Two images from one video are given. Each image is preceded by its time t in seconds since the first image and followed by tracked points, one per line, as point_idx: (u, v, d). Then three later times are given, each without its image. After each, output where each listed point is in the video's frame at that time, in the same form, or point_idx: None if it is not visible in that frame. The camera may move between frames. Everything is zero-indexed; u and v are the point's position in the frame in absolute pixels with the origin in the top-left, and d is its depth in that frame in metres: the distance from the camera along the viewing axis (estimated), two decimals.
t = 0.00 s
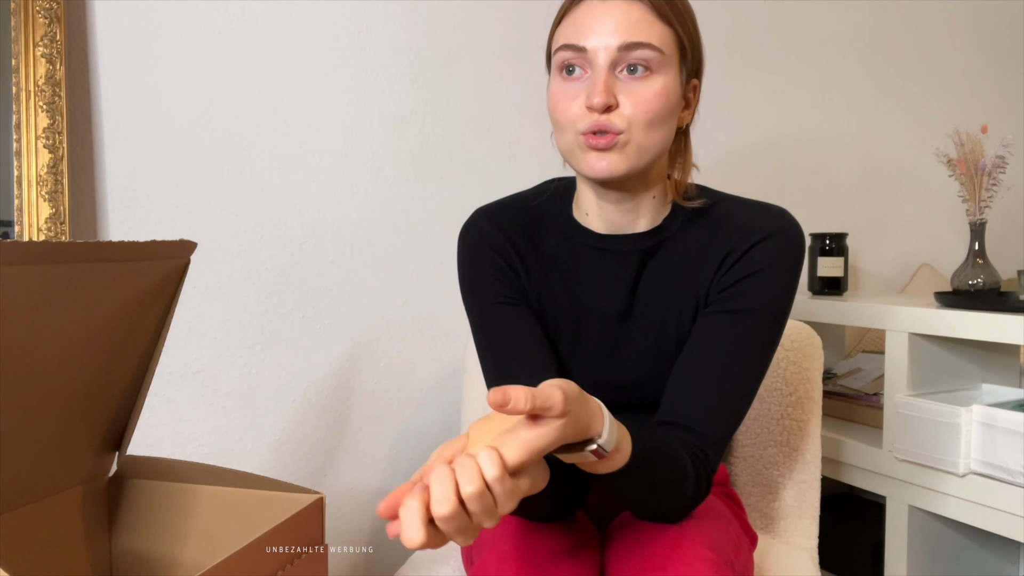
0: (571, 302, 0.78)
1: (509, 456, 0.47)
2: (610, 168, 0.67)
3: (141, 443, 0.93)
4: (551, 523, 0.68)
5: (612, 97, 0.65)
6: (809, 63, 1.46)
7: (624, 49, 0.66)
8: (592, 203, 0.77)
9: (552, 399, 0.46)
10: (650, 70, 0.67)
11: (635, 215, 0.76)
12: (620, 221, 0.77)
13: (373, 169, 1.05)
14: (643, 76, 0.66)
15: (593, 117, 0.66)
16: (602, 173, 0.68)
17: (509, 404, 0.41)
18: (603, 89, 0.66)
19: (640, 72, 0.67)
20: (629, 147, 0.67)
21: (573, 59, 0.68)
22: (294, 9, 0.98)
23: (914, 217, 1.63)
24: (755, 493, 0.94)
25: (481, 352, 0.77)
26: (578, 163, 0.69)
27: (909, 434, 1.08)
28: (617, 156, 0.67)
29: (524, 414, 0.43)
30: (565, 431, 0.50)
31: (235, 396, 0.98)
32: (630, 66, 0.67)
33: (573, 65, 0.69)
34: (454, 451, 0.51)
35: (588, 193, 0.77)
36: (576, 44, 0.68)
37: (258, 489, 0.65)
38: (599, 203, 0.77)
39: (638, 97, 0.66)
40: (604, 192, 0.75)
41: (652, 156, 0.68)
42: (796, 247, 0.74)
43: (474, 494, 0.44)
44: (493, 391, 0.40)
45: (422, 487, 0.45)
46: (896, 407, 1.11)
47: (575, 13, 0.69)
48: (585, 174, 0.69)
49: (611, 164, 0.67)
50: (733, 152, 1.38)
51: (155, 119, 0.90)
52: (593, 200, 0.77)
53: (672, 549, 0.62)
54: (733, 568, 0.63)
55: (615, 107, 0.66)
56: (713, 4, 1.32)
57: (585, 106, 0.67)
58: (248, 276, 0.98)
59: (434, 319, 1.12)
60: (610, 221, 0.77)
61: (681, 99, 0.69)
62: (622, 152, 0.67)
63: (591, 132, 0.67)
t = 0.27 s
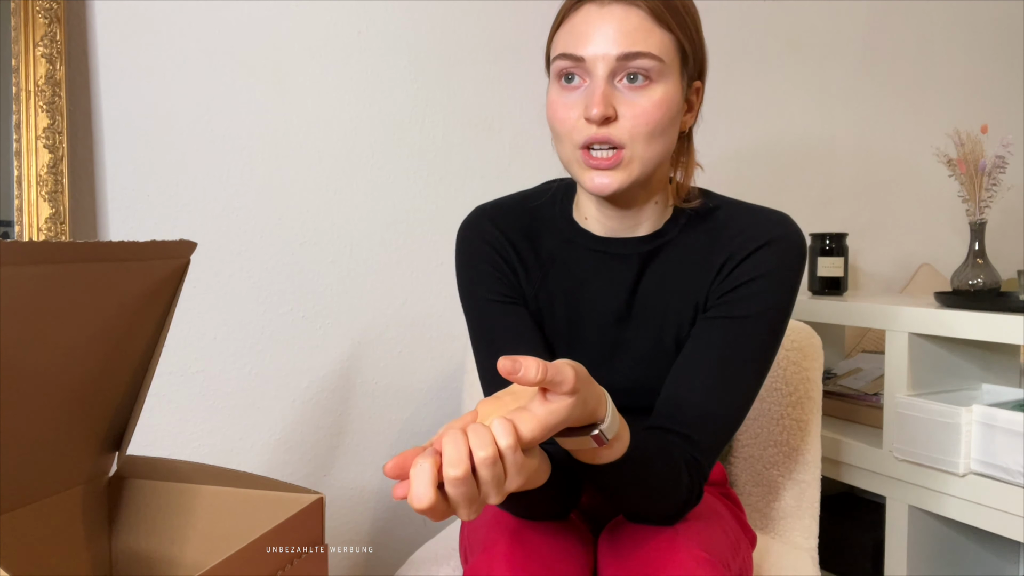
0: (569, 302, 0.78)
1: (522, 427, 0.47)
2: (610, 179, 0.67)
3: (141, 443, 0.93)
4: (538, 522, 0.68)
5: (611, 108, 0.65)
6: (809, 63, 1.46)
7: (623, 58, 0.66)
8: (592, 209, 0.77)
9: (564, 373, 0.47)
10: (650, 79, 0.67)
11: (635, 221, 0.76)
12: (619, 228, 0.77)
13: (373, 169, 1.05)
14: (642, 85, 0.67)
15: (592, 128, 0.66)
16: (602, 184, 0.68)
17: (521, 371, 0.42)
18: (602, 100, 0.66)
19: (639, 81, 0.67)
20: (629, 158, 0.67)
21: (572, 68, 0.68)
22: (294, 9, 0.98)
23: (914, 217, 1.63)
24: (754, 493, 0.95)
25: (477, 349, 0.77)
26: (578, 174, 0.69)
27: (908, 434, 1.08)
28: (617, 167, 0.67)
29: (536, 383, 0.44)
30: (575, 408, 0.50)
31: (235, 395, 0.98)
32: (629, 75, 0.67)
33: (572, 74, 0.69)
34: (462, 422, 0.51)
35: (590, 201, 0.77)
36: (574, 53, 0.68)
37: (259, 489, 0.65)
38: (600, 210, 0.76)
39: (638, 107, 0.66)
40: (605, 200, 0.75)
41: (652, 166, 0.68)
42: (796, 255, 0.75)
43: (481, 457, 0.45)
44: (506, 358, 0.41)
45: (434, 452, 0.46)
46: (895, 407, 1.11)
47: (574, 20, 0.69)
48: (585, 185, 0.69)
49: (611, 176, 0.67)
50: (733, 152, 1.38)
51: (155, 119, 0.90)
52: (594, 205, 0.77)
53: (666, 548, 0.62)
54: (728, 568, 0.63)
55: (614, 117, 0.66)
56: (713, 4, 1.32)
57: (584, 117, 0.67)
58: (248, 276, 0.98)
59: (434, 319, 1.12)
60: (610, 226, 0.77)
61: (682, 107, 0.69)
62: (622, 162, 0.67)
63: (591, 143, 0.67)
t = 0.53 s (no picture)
0: (571, 304, 0.78)
1: (523, 415, 0.47)
2: (614, 181, 0.67)
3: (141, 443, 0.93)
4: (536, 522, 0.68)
5: (613, 110, 0.65)
6: (809, 63, 1.46)
7: (625, 60, 0.66)
8: (595, 211, 0.77)
9: (564, 360, 0.46)
10: (652, 81, 0.66)
11: (638, 223, 0.76)
12: (623, 230, 0.77)
13: (373, 169, 1.05)
14: (645, 87, 0.66)
15: (594, 131, 0.66)
16: (605, 187, 0.68)
17: (518, 355, 0.41)
18: (604, 102, 0.66)
19: (642, 83, 0.67)
20: (632, 160, 0.67)
21: (574, 71, 0.68)
22: (294, 9, 0.98)
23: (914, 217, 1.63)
24: (754, 494, 0.95)
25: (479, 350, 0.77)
26: (582, 176, 0.70)
27: (909, 434, 1.08)
28: (620, 170, 0.67)
29: (535, 369, 0.43)
30: (576, 398, 0.49)
31: (235, 395, 0.98)
32: (631, 78, 0.67)
33: (574, 77, 0.69)
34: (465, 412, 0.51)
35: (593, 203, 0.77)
36: (576, 56, 0.68)
37: (259, 488, 0.65)
38: (604, 212, 0.76)
39: (640, 110, 0.66)
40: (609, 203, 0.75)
41: (656, 168, 0.68)
42: (799, 258, 0.75)
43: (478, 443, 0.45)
44: (503, 342, 0.41)
45: (434, 436, 0.46)
46: (896, 407, 1.11)
47: (576, 23, 0.69)
48: (589, 187, 0.69)
49: (614, 179, 0.67)
50: (733, 152, 1.38)
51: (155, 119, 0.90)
52: (597, 208, 0.77)
53: (666, 547, 0.62)
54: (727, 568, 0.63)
55: (616, 120, 0.66)
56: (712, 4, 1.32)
57: (586, 119, 0.67)
58: (248, 276, 0.98)
59: (434, 319, 1.12)
60: (613, 228, 0.77)
61: (685, 108, 0.69)
62: (625, 165, 0.67)
63: (593, 145, 0.67)
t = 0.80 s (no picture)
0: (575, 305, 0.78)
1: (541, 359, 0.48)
2: (612, 181, 0.67)
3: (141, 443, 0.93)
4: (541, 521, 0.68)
5: (612, 110, 0.65)
6: (809, 63, 1.46)
7: (624, 60, 0.66)
8: (597, 211, 0.77)
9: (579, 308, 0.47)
10: (651, 80, 0.66)
11: (641, 222, 0.76)
12: (624, 230, 0.77)
13: (373, 169, 1.05)
14: (644, 87, 0.66)
15: (593, 130, 0.66)
16: (604, 186, 0.68)
17: (530, 296, 0.43)
18: (602, 102, 0.66)
19: (641, 83, 0.67)
20: (631, 159, 0.67)
21: (573, 71, 0.68)
22: (294, 9, 0.98)
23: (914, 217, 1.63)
24: (754, 494, 0.95)
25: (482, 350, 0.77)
26: (580, 176, 0.69)
27: (909, 434, 1.08)
28: (618, 170, 0.67)
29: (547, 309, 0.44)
30: (592, 351, 0.49)
31: (235, 395, 0.98)
32: (630, 78, 0.67)
33: (573, 77, 0.69)
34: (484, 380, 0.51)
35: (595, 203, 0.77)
36: (575, 56, 0.68)
37: (258, 488, 0.65)
38: (604, 213, 0.76)
39: (639, 109, 0.66)
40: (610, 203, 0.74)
41: (654, 168, 0.68)
42: (800, 256, 0.75)
43: (500, 369, 0.45)
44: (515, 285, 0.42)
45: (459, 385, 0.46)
46: (896, 407, 1.11)
47: (575, 23, 0.69)
48: (587, 187, 0.69)
49: (612, 179, 0.67)
50: (733, 152, 1.38)
51: (155, 119, 0.90)
52: (598, 208, 0.77)
53: (668, 548, 0.62)
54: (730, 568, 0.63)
55: (615, 119, 0.66)
56: (712, 4, 1.32)
57: (584, 119, 0.67)
58: (248, 276, 0.97)
59: (434, 320, 1.12)
60: (614, 228, 0.77)
61: (685, 108, 0.69)
62: (623, 165, 0.67)
63: (591, 145, 0.67)
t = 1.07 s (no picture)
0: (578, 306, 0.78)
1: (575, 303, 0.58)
2: (614, 179, 0.67)
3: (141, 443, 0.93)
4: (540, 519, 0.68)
5: (613, 108, 0.65)
6: (809, 63, 1.46)
7: (623, 58, 0.66)
8: (597, 211, 0.77)
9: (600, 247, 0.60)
10: (650, 79, 0.66)
11: (642, 221, 0.76)
12: (625, 231, 0.76)
13: (373, 169, 1.05)
14: (644, 85, 0.66)
15: (593, 129, 0.66)
16: (606, 185, 0.68)
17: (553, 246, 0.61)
18: (602, 101, 0.65)
19: (640, 81, 0.67)
20: (632, 158, 0.67)
21: (573, 70, 0.68)
22: (294, 9, 0.98)
23: (914, 217, 1.63)
24: (754, 494, 0.94)
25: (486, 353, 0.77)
26: (583, 175, 0.69)
27: (909, 433, 1.08)
28: (620, 169, 0.67)
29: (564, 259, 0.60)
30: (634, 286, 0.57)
31: (235, 396, 0.98)
32: (629, 77, 0.67)
33: (573, 77, 0.69)
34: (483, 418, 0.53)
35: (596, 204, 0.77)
36: (574, 55, 0.68)
37: (258, 489, 0.65)
38: (605, 213, 0.76)
39: (639, 108, 0.66)
40: (611, 203, 0.74)
41: (656, 166, 0.68)
42: (799, 256, 0.75)
43: (495, 434, 0.47)
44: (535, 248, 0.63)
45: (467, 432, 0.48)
46: (896, 407, 1.11)
47: (574, 23, 0.69)
48: (590, 186, 0.69)
49: (614, 178, 0.67)
50: (733, 152, 1.38)
51: (155, 119, 0.90)
52: (598, 208, 0.76)
53: (668, 547, 0.62)
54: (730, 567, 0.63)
55: (616, 118, 0.66)
56: (712, 4, 1.32)
57: (585, 118, 0.67)
58: (248, 277, 0.97)
59: (434, 320, 1.12)
60: (615, 229, 0.77)
61: (685, 106, 0.69)
62: (625, 163, 0.67)
63: (592, 144, 0.67)
